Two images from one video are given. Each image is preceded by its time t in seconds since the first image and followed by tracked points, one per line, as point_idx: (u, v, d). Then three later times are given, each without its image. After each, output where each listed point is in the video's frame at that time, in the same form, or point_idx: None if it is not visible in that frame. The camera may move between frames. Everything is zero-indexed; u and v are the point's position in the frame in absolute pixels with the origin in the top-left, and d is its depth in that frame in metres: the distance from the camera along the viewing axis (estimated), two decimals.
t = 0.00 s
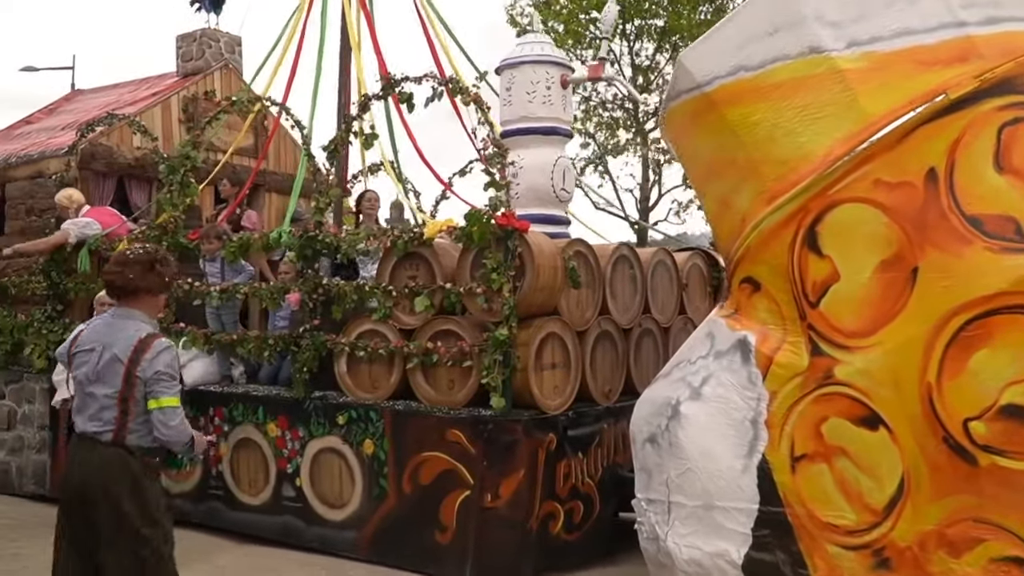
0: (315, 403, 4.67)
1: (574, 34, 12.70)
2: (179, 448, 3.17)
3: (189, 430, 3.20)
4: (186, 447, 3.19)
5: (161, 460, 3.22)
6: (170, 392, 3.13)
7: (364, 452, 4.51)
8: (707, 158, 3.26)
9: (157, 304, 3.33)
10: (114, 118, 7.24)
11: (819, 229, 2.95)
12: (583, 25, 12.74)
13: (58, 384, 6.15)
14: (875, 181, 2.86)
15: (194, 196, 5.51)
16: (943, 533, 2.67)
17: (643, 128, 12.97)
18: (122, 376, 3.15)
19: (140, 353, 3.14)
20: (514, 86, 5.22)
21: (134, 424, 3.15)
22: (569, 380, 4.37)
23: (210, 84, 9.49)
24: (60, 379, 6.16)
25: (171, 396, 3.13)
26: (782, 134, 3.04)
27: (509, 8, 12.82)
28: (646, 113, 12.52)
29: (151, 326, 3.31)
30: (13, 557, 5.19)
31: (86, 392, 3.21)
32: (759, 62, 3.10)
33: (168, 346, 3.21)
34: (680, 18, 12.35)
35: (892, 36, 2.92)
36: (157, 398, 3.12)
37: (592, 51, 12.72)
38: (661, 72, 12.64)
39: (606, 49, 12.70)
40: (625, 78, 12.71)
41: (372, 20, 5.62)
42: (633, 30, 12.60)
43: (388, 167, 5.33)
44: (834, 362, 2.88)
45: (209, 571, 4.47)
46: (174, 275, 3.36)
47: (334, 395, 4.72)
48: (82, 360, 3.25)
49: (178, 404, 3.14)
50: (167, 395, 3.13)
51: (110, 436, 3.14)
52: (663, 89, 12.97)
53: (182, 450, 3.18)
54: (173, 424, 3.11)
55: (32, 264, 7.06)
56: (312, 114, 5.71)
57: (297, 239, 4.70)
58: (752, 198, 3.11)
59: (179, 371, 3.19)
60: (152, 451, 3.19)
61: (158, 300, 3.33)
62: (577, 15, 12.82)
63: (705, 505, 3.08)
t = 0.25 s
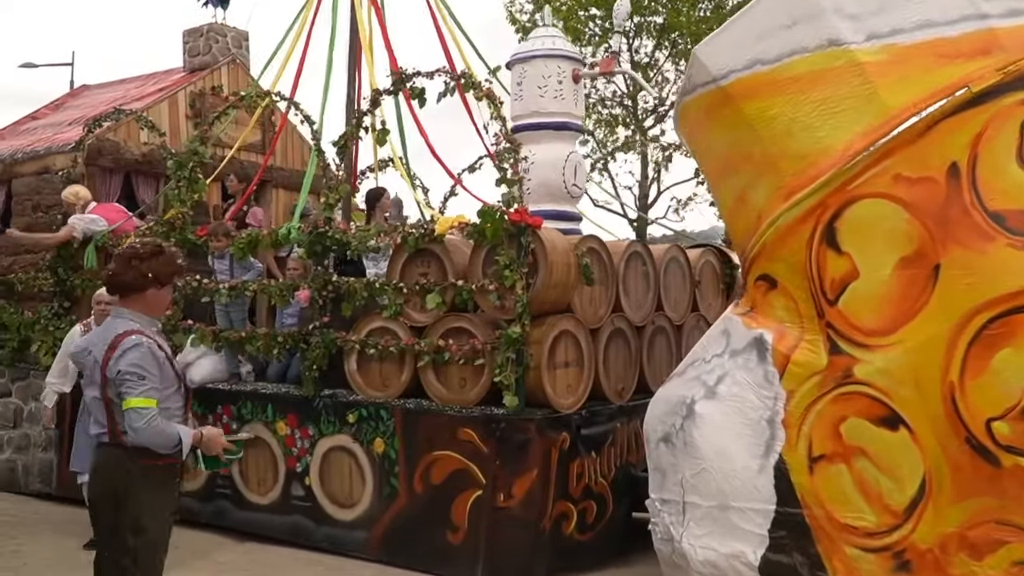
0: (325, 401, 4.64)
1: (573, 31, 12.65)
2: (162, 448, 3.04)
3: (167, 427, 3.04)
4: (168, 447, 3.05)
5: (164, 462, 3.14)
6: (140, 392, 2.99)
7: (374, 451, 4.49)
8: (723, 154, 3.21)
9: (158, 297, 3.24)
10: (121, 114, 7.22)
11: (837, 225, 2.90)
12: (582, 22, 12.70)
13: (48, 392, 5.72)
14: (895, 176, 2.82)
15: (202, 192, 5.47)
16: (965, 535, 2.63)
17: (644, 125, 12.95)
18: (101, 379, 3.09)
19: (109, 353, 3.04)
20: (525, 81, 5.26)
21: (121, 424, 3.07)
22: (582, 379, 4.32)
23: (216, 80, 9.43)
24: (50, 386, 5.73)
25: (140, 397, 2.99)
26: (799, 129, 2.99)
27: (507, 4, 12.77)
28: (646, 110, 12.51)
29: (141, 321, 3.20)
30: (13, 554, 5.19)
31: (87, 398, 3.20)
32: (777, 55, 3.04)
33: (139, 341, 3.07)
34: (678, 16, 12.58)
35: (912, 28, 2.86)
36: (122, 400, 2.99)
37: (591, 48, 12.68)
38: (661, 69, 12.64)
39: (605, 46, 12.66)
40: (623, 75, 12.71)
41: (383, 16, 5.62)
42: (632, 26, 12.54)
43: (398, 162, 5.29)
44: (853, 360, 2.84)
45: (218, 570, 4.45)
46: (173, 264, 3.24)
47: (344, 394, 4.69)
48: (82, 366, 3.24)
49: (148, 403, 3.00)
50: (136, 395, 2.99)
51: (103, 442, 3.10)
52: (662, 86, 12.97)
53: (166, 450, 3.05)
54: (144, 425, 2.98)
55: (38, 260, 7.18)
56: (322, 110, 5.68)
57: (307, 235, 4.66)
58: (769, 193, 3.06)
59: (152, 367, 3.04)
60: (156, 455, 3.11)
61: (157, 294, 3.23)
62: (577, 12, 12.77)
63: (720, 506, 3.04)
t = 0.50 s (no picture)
0: (335, 400, 4.62)
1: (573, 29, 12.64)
2: (134, 449, 2.98)
3: (133, 427, 2.98)
4: (137, 448, 2.98)
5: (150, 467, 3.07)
6: (112, 389, 3.00)
7: (385, 451, 4.48)
8: (735, 150, 3.14)
9: (162, 295, 3.15)
10: (129, 110, 7.20)
11: (856, 223, 2.85)
12: (582, 20, 12.68)
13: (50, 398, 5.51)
14: (916, 172, 2.77)
15: (210, 189, 5.45)
16: (988, 538, 2.61)
17: (643, 122, 12.97)
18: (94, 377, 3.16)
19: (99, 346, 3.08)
20: (536, 77, 5.54)
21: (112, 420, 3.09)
22: (596, 378, 4.29)
23: (224, 76, 9.41)
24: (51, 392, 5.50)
25: (111, 395, 2.99)
26: (817, 124, 2.93)
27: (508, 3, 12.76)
28: (645, 107, 12.56)
29: (146, 320, 3.16)
30: (13, 552, 5.18)
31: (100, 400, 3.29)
32: (793, 50, 2.97)
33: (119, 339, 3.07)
34: (677, 14, 12.87)
35: (932, 22, 2.81)
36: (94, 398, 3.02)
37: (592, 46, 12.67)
38: (661, 66, 12.68)
39: (606, 44, 12.65)
40: (622, 72, 12.74)
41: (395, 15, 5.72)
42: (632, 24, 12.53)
43: (407, 159, 5.25)
44: (873, 360, 2.79)
45: (227, 571, 4.44)
46: (176, 262, 3.14)
47: (354, 392, 4.66)
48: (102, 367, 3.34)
49: (119, 402, 2.99)
50: (108, 393, 3.00)
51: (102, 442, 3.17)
52: (662, 84, 12.98)
53: (140, 452, 3.00)
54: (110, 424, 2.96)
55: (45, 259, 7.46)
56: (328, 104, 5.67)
57: (317, 233, 4.63)
58: (785, 190, 3.00)
59: (128, 365, 3.02)
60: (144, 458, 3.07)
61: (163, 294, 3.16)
62: (577, 10, 12.75)
63: (737, 508, 3.00)
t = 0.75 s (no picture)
0: (346, 400, 4.60)
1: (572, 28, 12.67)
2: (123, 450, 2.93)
3: (120, 428, 2.91)
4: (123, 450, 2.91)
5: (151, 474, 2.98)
6: (107, 389, 2.95)
7: (395, 451, 4.46)
8: (752, 147, 3.08)
9: (171, 292, 3.07)
10: (137, 108, 7.22)
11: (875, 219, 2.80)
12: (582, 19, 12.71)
13: (51, 399, 5.24)
14: (938, 168, 2.72)
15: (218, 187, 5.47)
16: (1010, 540, 2.56)
17: (642, 121, 13.01)
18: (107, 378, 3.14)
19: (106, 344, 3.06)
20: (549, 71, 5.75)
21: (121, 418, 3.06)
22: (609, 377, 4.32)
23: (232, 72, 9.58)
24: (51, 392, 5.23)
25: (105, 394, 2.94)
26: (835, 119, 2.88)
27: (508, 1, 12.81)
28: (644, 105, 12.61)
29: (157, 319, 3.09)
30: (13, 551, 5.17)
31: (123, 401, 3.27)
32: (812, 43, 2.92)
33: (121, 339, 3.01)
34: (677, 12, 12.93)
35: (953, 15, 2.77)
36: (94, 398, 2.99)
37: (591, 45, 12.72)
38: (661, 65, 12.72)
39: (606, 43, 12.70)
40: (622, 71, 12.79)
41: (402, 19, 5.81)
42: (632, 23, 12.57)
43: (415, 157, 5.22)
44: (893, 360, 2.75)
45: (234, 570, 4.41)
46: (182, 257, 3.07)
47: (365, 391, 4.64)
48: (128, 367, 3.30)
49: (109, 401, 2.93)
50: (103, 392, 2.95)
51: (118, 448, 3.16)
52: (662, 83, 13.03)
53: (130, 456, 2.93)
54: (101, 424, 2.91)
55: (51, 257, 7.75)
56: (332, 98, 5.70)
57: (327, 230, 4.64)
58: (802, 187, 2.95)
59: (123, 365, 2.96)
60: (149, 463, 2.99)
61: (173, 291, 3.08)
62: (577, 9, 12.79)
63: (753, 509, 2.96)
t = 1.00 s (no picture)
0: (356, 399, 4.75)
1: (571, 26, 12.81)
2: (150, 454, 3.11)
3: (149, 433, 3.10)
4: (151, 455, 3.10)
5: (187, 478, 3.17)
6: (139, 394, 3.14)
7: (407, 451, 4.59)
8: (767, 143, 3.02)
9: (207, 293, 3.24)
10: (144, 104, 7.28)
11: (895, 216, 2.75)
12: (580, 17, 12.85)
13: (49, 399, 5.26)
14: (958, 163, 2.67)
15: (227, 183, 5.77)
16: None
17: (640, 120, 13.13)
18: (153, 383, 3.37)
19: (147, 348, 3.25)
20: (560, 67, 6.08)
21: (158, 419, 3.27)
22: (623, 375, 4.48)
23: (238, 69, 9.68)
24: (50, 393, 5.27)
25: (137, 399, 3.13)
26: (854, 114, 2.82)
27: None
28: (642, 105, 12.75)
29: (191, 326, 3.27)
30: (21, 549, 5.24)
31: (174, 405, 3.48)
32: (830, 36, 2.86)
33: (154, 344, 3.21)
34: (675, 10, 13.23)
35: (974, 7, 2.72)
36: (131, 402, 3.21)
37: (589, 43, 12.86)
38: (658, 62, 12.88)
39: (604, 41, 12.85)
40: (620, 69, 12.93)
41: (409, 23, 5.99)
42: (629, 22, 12.73)
43: (423, 154, 5.17)
44: (914, 358, 2.71)
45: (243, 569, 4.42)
46: (215, 258, 3.24)
47: (374, 391, 4.79)
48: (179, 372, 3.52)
49: (139, 407, 3.12)
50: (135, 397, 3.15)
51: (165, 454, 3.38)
52: (659, 81, 13.20)
53: (158, 460, 3.12)
54: (134, 427, 3.12)
55: (55, 255, 7.94)
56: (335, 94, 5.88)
57: (337, 228, 4.78)
58: (821, 182, 2.89)
59: (154, 371, 3.15)
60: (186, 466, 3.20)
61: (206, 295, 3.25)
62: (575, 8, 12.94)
63: (770, 511, 2.91)
